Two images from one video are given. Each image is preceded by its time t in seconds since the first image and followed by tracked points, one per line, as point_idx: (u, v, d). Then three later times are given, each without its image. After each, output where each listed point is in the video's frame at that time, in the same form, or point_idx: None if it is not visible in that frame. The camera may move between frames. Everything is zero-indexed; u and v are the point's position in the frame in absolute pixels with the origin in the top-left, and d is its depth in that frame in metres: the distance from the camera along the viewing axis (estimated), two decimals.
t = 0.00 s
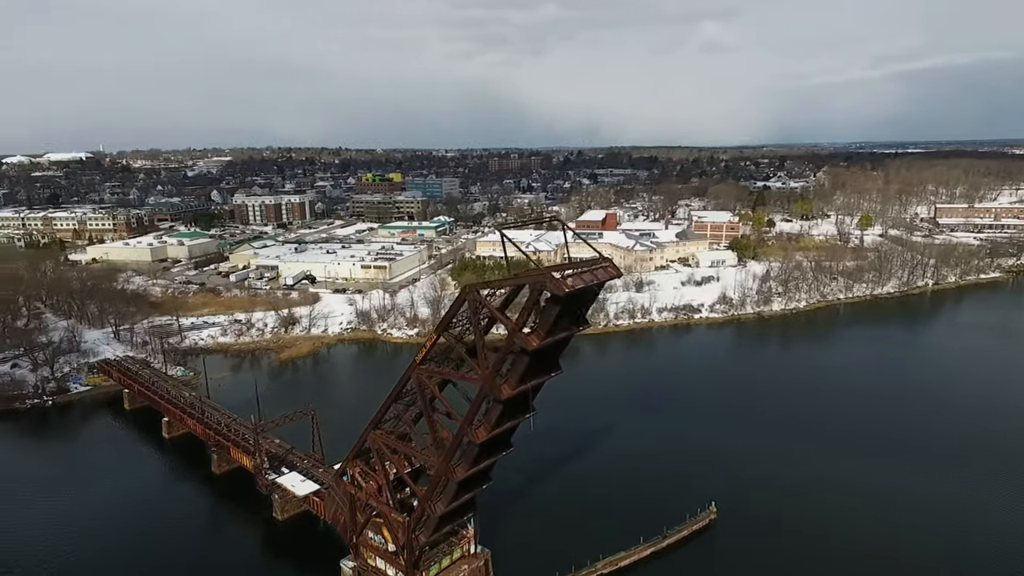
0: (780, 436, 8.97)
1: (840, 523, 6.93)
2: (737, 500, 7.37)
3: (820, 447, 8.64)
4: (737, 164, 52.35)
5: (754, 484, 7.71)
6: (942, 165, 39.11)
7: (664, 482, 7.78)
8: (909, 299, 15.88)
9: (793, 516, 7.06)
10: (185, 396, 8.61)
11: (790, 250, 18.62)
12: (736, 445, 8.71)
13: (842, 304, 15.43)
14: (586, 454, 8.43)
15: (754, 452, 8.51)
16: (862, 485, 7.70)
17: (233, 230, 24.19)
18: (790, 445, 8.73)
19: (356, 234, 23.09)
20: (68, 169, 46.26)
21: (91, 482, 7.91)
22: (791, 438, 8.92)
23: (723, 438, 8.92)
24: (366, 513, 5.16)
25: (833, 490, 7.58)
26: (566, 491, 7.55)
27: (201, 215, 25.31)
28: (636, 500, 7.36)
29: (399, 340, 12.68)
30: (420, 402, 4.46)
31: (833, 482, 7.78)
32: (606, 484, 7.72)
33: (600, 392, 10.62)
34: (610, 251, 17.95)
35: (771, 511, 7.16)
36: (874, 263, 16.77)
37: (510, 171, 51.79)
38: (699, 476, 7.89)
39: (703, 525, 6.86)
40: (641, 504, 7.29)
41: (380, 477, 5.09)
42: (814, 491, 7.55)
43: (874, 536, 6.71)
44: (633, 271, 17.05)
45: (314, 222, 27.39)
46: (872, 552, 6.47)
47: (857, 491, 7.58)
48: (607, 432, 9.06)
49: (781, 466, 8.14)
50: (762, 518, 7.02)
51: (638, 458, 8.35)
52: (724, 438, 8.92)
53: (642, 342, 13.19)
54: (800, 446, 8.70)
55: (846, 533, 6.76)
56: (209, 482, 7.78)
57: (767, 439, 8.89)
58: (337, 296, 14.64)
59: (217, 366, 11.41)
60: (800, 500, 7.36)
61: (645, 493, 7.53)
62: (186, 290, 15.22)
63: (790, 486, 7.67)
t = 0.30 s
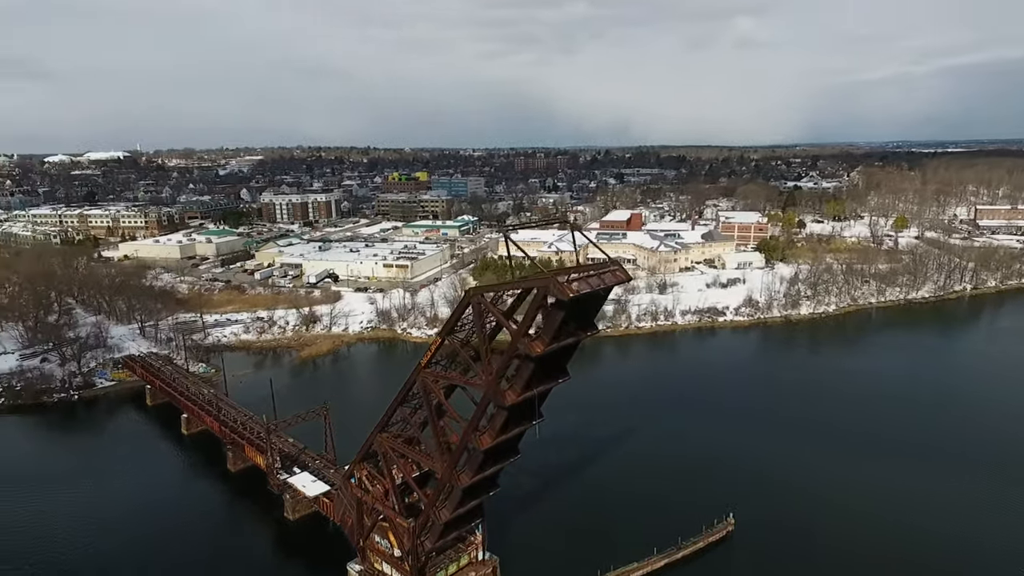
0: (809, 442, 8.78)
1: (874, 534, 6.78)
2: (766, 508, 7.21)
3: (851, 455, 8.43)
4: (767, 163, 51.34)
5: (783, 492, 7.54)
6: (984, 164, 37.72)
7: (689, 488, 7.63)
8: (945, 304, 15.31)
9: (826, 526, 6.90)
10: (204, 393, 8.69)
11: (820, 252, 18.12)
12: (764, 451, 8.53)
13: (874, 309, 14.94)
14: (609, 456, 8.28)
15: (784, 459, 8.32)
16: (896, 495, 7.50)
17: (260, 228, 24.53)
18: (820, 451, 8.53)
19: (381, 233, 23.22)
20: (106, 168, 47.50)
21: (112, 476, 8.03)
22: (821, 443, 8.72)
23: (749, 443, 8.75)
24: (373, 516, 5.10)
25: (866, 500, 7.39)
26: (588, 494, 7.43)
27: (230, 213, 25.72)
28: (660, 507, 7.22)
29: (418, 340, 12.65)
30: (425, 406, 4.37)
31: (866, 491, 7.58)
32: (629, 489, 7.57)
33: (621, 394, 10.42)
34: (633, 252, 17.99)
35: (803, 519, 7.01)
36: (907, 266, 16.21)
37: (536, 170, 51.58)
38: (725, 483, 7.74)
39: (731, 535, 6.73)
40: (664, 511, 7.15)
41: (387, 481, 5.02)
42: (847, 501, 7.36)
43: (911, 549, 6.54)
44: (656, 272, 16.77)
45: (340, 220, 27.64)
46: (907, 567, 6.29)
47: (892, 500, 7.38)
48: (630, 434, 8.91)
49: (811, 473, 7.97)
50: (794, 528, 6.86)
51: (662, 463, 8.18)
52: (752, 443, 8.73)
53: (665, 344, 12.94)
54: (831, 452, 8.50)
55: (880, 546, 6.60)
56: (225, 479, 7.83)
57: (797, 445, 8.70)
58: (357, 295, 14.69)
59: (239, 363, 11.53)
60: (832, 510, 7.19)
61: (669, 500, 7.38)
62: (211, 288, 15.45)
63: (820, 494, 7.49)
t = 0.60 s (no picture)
0: (835, 450, 8.49)
1: (901, 547, 6.53)
2: (788, 518, 6.99)
3: (879, 464, 8.13)
4: (798, 164, 50.26)
5: (807, 502, 7.30)
6: None
7: (708, 496, 7.43)
8: (982, 310, 14.71)
9: (850, 537, 6.67)
10: (221, 390, 8.76)
11: (850, 255, 17.62)
12: (787, 459, 8.27)
13: (907, 315, 14.43)
14: (626, 463, 8.10)
15: (809, 468, 8.05)
16: (927, 506, 7.21)
17: (286, 226, 24.83)
18: (847, 460, 8.24)
19: (404, 232, 23.30)
20: (139, 167, 48.60)
21: (130, 470, 8.14)
22: (847, 452, 8.43)
23: (772, 450, 8.49)
24: (377, 521, 5.05)
25: (895, 511, 7.12)
26: (603, 502, 7.26)
27: (257, 212, 26.08)
28: (677, 516, 7.03)
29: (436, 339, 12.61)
30: (427, 411, 4.29)
31: (895, 503, 7.30)
32: (646, 498, 7.39)
33: (640, 399, 10.20)
34: (656, 253, 17.73)
35: (826, 530, 6.78)
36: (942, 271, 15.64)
37: (561, 170, 51.27)
38: (746, 492, 7.52)
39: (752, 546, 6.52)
40: (682, 521, 6.96)
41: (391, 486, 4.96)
42: (873, 513, 7.09)
43: (941, 562, 6.27)
44: (679, 274, 16.48)
45: (364, 219, 27.82)
46: None
47: (922, 511, 7.10)
48: (648, 441, 8.71)
49: (837, 483, 7.70)
50: (817, 539, 6.64)
51: (680, 471, 7.98)
52: (776, 451, 8.47)
53: (687, 348, 12.68)
54: (857, 461, 8.21)
55: (906, 560, 6.33)
56: (239, 477, 7.88)
57: (822, 453, 8.42)
58: (377, 295, 14.72)
59: (258, 360, 11.63)
60: (858, 522, 6.93)
61: (687, 509, 7.18)
62: (235, 285, 15.65)
63: (845, 505, 7.22)
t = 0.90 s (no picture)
0: (867, 459, 8.18)
1: (935, 564, 6.24)
2: (814, 529, 6.77)
3: (913, 474, 7.81)
4: (835, 164, 48.93)
5: (836, 513, 7.03)
6: None
7: (731, 504, 7.22)
8: None
9: (881, 552, 6.40)
10: (242, 387, 8.86)
11: (887, 260, 17.03)
12: (815, 467, 8.01)
13: (946, 322, 13.86)
14: (646, 468, 7.92)
15: (838, 477, 7.77)
16: (964, 521, 6.89)
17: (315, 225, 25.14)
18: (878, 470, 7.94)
19: (431, 232, 23.36)
20: (177, 167, 49.30)
21: (154, 464, 8.29)
22: (881, 462, 8.10)
23: (800, 458, 8.21)
24: (385, 525, 5.01)
25: (929, 526, 6.82)
26: (622, 507, 7.11)
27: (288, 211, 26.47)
28: (698, 524, 6.84)
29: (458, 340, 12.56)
30: (433, 417, 4.22)
31: (928, 516, 7.00)
32: (666, 504, 7.20)
33: (663, 403, 9.98)
34: (684, 255, 17.40)
35: (856, 544, 6.51)
36: (985, 278, 14.98)
37: (590, 170, 50.91)
38: (771, 500, 7.30)
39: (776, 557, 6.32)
40: (702, 528, 6.78)
41: (399, 491, 4.90)
42: (906, 528, 6.79)
43: None
44: (707, 277, 16.15)
45: (392, 219, 28.01)
46: None
47: (958, 527, 6.79)
48: (670, 446, 8.51)
49: (868, 492, 7.42)
50: (845, 551, 6.40)
51: (703, 478, 7.77)
52: (804, 459, 8.19)
53: (714, 353, 12.37)
54: (890, 471, 7.89)
55: None
56: (258, 474, 7.94)
57: (853, 461, 8.12)
58: (401, 295, 14.76)
59: (282, 358, 11.75)
60: (889, 535, 6.66)
61: (708, 517, 6.99)
62: (263, 283, 15.87)
63: (876, 518, 6.93)
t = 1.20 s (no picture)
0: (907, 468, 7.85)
1: None
2: (845, 537, 6.54)
3: (955, 485, 7.44)
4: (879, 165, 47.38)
5: (870, 523, 6.74)
6: None
7: (758, 509, 7.03)
8: None
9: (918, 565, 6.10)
10: (266, 385, 8.98)
11: (930, 265, 16.36)
12: (851, 474, 7.70)
13: (992, 331, 13.24)
14: (670, 474, 7.74)
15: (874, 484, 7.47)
16: (1009, 535, 6.54)
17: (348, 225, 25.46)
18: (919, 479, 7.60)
19: (461, 232, 23.41)
20: (218, 167, 50.24)
21: (179, 458, 8.44)
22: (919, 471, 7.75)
23: (833, 466, 7.90)
24: (394, 530, 4.96)
25: (971, 539, 6.48)
26: (644, 512, 6.97)
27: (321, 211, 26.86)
28: (723, 532, 6.64)
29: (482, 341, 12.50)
30: (441, 422, 4.16)
31: (969, 528, 6.68)
32: (690, 511, 7.01)
33: (690, 409, 9.75)
34: (715, 258, 17.05)
35: (891, 556, 6.21)
36: None
37: (623, 171, 50.43)
38: (800, 506, 7.07)
39: (802, 565, 6.14)
40: (727, 534, 6.60)
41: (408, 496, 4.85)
42: (945, 539, 6.47)
43: None
44: (738, 281, 15.76)
45: (423, 219, 28.20)
46: None
47: (1003, 542, 6.44)
48: (696, 451, 8.33)
49: (905, 502, 7.11)
50: (878, 561, 6.16)
51: (729, 482, 7.58)
52: (836, 465, 7.93)
53: (745, 359, 12.05)
54: (929, 479, 7.56)
55: None
56: (280, 472, 8.01)
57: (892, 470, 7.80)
58: (428, 295, 14.80)
59: (308, 356, 11.87)
60: (925, 545, 6.39)
61: (731, 522, 6.82)
62: (294, 282, 16.11)
63: (914, 529, 6.62)
